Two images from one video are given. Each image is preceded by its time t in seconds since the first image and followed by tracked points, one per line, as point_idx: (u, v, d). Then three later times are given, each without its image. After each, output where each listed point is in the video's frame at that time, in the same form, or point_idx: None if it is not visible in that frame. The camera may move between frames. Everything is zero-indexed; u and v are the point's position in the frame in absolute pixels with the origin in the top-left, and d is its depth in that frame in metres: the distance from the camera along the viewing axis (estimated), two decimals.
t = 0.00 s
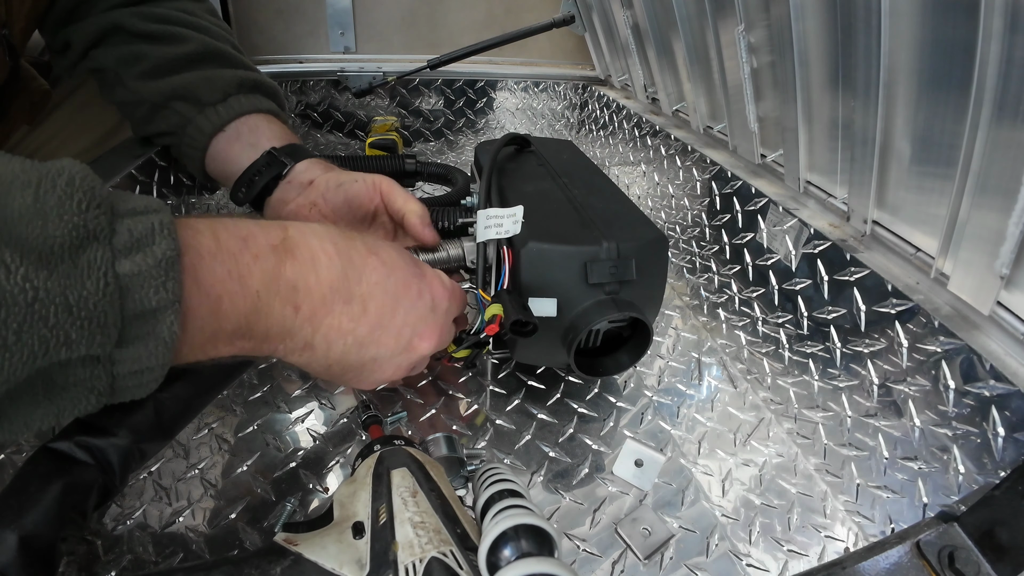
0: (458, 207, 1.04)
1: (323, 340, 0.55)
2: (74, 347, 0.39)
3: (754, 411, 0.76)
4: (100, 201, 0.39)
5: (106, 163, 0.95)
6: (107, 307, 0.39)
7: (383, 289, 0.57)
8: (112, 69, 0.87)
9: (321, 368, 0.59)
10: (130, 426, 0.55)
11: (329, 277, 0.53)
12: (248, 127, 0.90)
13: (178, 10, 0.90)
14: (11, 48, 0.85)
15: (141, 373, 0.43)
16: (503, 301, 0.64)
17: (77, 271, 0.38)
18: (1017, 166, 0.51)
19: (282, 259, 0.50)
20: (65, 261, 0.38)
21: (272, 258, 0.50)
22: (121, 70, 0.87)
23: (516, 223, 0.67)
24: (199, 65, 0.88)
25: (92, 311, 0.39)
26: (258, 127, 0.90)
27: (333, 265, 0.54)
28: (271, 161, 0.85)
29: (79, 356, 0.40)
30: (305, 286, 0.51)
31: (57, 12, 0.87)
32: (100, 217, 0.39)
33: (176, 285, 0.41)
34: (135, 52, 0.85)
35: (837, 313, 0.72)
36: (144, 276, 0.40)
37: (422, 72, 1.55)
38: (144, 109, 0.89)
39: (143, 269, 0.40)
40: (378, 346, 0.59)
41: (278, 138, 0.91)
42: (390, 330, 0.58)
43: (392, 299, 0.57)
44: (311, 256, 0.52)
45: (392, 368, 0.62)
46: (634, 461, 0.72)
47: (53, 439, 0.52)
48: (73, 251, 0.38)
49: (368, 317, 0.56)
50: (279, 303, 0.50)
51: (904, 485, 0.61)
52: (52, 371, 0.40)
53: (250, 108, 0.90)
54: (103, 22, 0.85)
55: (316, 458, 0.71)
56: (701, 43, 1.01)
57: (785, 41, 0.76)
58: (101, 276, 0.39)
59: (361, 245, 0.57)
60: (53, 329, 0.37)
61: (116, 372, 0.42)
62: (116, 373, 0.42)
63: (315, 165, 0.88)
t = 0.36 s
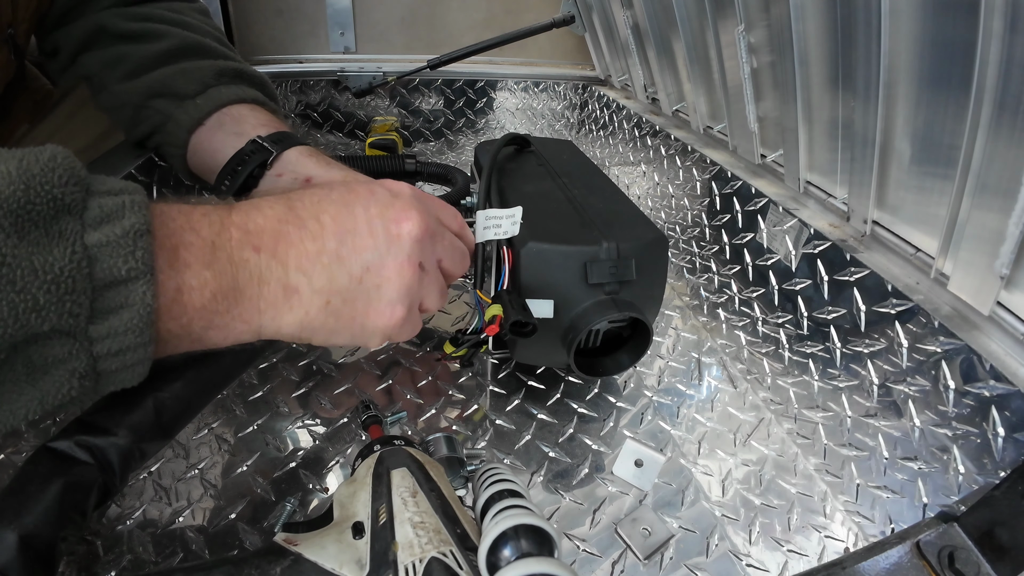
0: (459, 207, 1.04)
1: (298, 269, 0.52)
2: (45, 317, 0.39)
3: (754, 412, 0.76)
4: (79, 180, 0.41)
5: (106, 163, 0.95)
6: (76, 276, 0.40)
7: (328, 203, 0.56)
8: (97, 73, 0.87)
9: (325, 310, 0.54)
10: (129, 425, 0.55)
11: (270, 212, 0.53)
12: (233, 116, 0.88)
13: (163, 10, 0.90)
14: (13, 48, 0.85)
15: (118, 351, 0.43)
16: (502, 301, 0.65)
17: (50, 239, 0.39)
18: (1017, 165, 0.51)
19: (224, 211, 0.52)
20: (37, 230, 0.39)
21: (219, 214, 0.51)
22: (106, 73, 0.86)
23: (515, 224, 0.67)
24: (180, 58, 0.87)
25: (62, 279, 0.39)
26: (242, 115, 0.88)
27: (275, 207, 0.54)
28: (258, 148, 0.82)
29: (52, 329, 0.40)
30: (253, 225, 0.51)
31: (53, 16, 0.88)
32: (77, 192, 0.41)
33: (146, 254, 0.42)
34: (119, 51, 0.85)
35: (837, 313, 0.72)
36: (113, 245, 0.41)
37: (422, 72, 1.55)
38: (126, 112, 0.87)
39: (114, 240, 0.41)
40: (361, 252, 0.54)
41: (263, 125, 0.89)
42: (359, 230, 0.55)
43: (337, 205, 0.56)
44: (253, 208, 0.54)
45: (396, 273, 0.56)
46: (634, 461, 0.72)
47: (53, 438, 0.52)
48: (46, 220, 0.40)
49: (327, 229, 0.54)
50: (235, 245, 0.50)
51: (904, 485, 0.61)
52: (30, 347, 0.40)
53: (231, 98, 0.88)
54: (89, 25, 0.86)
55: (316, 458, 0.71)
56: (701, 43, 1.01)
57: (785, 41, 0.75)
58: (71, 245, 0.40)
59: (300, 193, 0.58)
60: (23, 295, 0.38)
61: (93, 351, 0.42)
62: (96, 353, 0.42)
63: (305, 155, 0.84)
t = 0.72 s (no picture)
0: (459, 207, 1.04)
1: (299, 249, 0.53)
2: (43, 299, 0.39)
3: (754, 412, 0.76)
4: (87, 171, 0.42)
5: (105, 163, 0.95)
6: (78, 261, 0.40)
7: (323, 191, 0.58)
8: (99, 70, 0.87)
9: (331, 288, 0.54)
10: (129, 425, 0.55)
11: (267, 207, 0.55)
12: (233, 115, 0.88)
13: (170, 11, 0.91)
14: (21, 43, 0.86)
15: (117, 340, 0.43)
16: (502, 301, 0.65)
17: (55, 225, 0.40)
18: (1017, 165, 0.51)
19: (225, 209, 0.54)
20: (43, 214, 0.40)
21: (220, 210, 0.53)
22: (107, 70, 0.86)
23: (521, 220, 0.67)
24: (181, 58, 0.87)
25: (63, 263, 0.40)
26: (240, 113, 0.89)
27: (272, 203, 0.57)
28: (255, 147, 0.81)
29: (50, 313, 0.40)
30: (251, 216, 0.54)
31: (59, 15, 0.88)
32: (85, 181, 0.42)
33: (149, 242, 0.43)
34: (123, 50, 0.85)
35: (837, 313, 0.72)
36: (117, 233, 0.42)
37: (422, 72, 1.55)
38: (125, 108, 0.87)
39: (118, 226, 0.42)
40: (359, 230, 0.56)
41: (261, 123, 0.89)
42: (353, 210, 0.57)
43: (330, 193, 0.58)
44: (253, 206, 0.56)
45: (396, 243, 0.57)
46: (634, 461, 0.72)
47: (53, 438, 0.53)
48: (52, 206, 0.40)
49: (322, 210, 0.56)
50: (236, 233, 0.51)
51: (904, 485, 0.61)
52: (26, 333, 0.40)
53: (230, 99, 0.88)
54: (93, 23, 0.86)
55: (316, 458, 0.71)
56: (701, 43, 1.01)
57: (785, 41, 0.75)
58: (75, 229, 0.41)
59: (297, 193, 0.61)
60: (24, 275, 0.38)
61: (91, 338, 0.42)
62: (93, 341, 0.42)
63: (302, 153, 0.84)
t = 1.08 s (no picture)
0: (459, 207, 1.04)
1: (306, 267, 0.53)
2: (55, 304, 0.39)
3: (754, 412, 0.76)
4: (94, 177, 0.42)
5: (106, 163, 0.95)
6: (87, 267, 0.40)
7: (338, 206, 0.58)
8: (99, 69, 0.87)
9: (331, 308, 0.56)
10: (129, 425, 0.55)
11: (280, 214, 0.55)
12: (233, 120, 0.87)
13: (171, 12, 0.91)
14: (21, 41, 0.86)
15: (125, 344, 0.43)
16: (502, 301, 0.65)
17: (64, 231, 0.40)
18: (1017, 165, 0.51)
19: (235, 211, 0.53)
20: (52, 220, 0.40)
21: (230, 214, 0.52)
22: (106, 70, 0.86)
23: (521, 220, 0.68)
24: (183, 59, 0.87)
25: (73, 269, 0.40)
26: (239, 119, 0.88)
27: (285, 209, 0.56)
28: (252, 153, 0.81)
29: (60, 319, 0.40)
30: (262, 225, 0.53)
31: (61, 13, 0.88)
32: (92, 188, 0.42)
33: (157, 249, 0.43)
34: (124, 50, 0.86)
35: (837, 313, 0.72)
36: (125, 239, 0.42)
37: (422, 72, 1.55)
38: (126, 109, 0.87)
39: (127, 233, 0.42)
40: (367, 254, 0.56)
41: (258, 128, 0.88)
42: (365, 232, 0.56)
43: (346, 208, 0.57)
44: (265, 209, 0.56)
45: (399, 274, 0.57)
46: (634, 461, 0.72)
47: (54, 438, 0.52)
48: (60, 212, 0.40)
49: (334, 229, 0.56)
50: (246, 242, 0.51)
51: (904, 485, 0.61)
52: (36, 338, 0.41)
53: (229, 102, 0.87)
54: (94, 23, 0.86)
55: (316, 458, 0.71)
56: (701, 43, 1.01)
57: (785, 41, 0.75)
58: (83, 237, 0.41)
59: (311, 197, 0.60)
60: (35, 283, 0.38)
61: (99, 343, 0.42)
62: (102, 345, 0.43)
63: (298, 159, 0.84)
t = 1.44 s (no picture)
0: (459, 206, 1.04)
1: (308, 257, 0.54)
2: (55, 304, 0.39)
3: (754, 412, 0.76)
4: (92, 176, 0.43)
5: (105, 162, 0.96)
6: (88, 266, 0.40)
7: (336, 198, 0.58)
8: (94, 72, 0.87)
9: (335, 297, 0.55)
10: (129, 425, 0.55)
11: (280, 210, 0.56)
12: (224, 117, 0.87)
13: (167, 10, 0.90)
14: (18, 42, 0.86)
15: (126, 343, 0.43)
16: (501, 302, 0.66)
17: (63, 230, 0.40)
18: (1017, 164, 0.51)
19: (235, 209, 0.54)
20: (51, 219, 0.40)
21: (229, 212, 0.52)
22: (101, 72, 0.87)
23: (520, 220, 0.68)
24: (174, 60, 0.87)
25: (73, 269, 0.40)
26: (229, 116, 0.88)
27: (284, 205, 0.57)
28: (246, 151, 0.82)
29: (60, 318, 0.40)
30: (261, 220, 0.54)
31: (60, 14, 0.89)
32: (91, 187, 0.42)
33: (157, 247, 0.43)
34: (118, 52, 0.86)
35: (837, 313, 0.72)
36: (125, 237, 0.42)
37: (422, 72, 1.55)
38: (121, 112, 0.87)
39: (127, 231, 0.42)
40: (368, 243, 0.56)
41: (251, 125, 0.88)
42: (365, 222, 0.57)
43: (344, 201, 0.58)
44: (263, 206, 0.56)
45: (402, 261, 0.57)
46: (634, 461, 0.72)
47: (53, 438, 0.53)
48: (60, 211, 0.40)
49: (334, 220, 0.56)
50: (246, 236, 0.52)
51: (904, 485, 0.61)
52: (36, 337, 0.41)
53: (221, 100, 0.87)
54: (90, 24, 0.86)
55: (317, 458, 0.71)
56: (701, 43, 1.01)
57: (786, 41, 0.75)
58: (83, 235, 0.41)
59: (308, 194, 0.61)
60: (35, 282, 0.38)
61: (100, 341, 0.42)
62: (103, 344, 0.43)
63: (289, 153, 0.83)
